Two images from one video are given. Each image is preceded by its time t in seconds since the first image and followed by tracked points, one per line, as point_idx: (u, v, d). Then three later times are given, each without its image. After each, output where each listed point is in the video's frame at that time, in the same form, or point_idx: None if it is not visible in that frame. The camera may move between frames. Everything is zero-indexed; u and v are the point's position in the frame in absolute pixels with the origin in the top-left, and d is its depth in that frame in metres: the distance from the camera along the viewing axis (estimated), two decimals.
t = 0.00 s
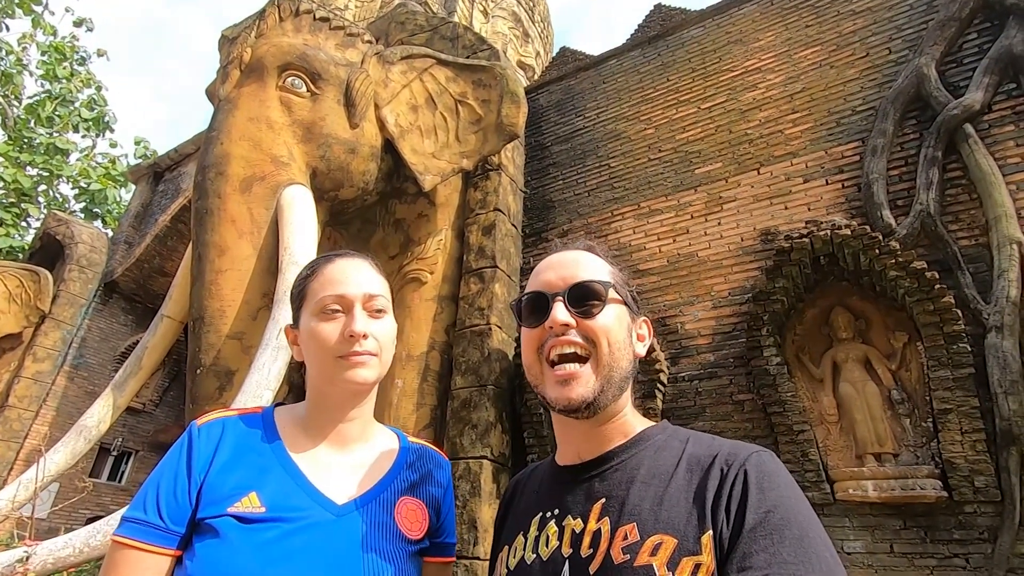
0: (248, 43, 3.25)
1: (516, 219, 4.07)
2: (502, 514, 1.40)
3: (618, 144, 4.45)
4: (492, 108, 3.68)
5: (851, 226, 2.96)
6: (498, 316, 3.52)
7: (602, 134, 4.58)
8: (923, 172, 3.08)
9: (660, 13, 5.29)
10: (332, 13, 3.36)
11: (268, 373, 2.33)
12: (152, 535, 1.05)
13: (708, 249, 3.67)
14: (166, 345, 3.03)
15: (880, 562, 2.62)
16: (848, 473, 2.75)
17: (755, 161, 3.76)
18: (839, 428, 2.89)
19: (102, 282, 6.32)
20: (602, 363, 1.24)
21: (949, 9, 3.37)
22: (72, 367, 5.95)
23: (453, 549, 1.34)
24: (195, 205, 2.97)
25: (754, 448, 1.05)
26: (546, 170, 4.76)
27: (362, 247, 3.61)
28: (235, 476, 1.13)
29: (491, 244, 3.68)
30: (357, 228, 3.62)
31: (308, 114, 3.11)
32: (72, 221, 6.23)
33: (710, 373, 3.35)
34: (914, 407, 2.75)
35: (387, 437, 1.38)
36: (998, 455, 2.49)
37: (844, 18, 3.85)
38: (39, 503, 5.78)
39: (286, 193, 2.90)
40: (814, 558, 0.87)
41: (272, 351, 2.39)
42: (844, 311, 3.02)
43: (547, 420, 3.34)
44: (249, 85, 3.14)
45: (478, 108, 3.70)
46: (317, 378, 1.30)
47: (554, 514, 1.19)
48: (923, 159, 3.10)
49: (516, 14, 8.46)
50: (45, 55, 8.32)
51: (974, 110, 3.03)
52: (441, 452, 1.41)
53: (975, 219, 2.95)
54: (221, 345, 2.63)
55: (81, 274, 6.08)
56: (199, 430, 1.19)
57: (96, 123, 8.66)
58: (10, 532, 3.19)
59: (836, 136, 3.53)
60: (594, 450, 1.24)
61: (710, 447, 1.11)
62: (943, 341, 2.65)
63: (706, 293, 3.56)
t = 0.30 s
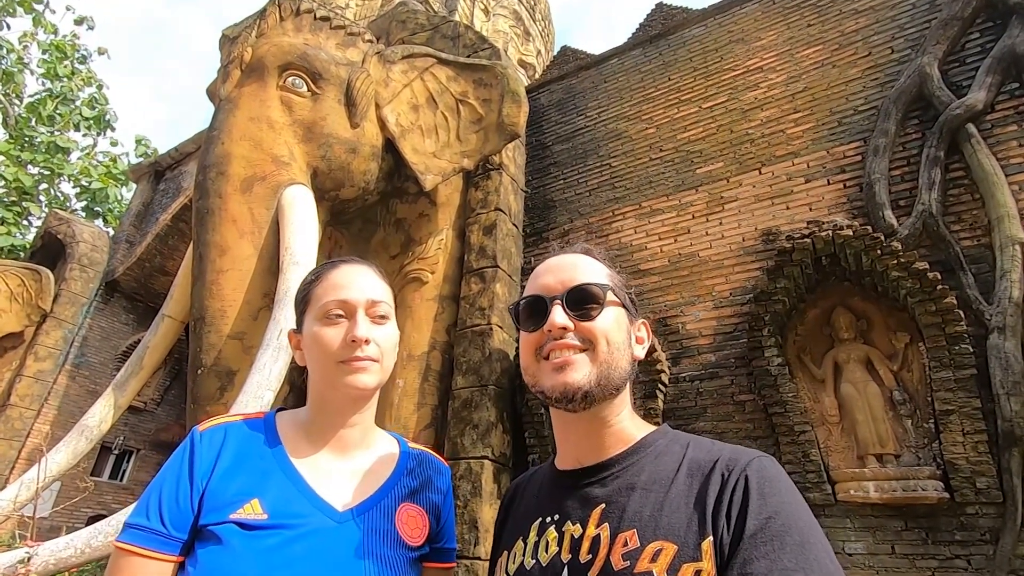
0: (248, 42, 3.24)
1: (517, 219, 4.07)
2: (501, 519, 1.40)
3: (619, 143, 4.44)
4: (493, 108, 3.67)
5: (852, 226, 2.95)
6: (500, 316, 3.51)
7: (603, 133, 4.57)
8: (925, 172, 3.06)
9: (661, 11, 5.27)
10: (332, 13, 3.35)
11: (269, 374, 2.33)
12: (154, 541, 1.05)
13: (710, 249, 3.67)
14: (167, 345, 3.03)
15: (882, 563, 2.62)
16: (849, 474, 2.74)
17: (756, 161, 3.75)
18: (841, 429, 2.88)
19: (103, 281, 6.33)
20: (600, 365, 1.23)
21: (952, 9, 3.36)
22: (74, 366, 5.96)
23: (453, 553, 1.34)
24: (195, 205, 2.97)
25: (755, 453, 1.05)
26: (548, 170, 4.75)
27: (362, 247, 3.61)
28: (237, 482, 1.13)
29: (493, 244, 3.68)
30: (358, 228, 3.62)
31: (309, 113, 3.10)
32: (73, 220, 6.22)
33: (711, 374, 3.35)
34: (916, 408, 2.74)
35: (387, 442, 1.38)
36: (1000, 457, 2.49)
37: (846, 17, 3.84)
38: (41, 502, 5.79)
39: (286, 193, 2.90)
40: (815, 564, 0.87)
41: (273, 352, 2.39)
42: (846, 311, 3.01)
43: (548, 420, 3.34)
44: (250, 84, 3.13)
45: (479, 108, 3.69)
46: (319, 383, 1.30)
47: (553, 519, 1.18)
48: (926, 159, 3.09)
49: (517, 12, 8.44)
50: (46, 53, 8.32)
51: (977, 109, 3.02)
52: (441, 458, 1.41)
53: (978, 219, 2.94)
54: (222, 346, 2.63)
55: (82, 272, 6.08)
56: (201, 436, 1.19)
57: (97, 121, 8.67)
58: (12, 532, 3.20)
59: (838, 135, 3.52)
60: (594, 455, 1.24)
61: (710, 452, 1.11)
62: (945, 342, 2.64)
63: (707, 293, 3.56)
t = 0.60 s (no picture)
0: (249, 40, 3.24)
1: (517, 218, 4.07)
2: (502, 515, 1.41)
3: (619, 142, 4.44)
4: (493, 106, 3.67)
5: (852, 225, 2.96)
6: (500, 314, 3.52)
7: (603, 132, 4.58)
8: (924, 172, 3.07)
9: (661, 10, 5.27)
10: (333, 11, 3.35)
11: (270, 372, 2.34)
12: (161, 538, 1.05)
13: (709, 248, 3.67)
14: (167, 343, 3.04)
15: (880, 560, 2.63)
16: (848, 473, 2.76)
17: (756, 160, 3.76)
18: (840, 427, 2.89)
19: (103, 279, 6.32)
20: (603, 361, 1.24)
21: (952, 8, 3.36)
22: (74, 365, 5.97)
23: (454, 550, 1.35)
24: (196, 203, 2.97)
25: (757, 449, 1.06)
26: (548, 168, 4.75)
27: (363, 246, 3.61)
28: (243, 479, 1.13)
29: (493, 242, 3.68)
30: (358, 227, 3.62)
31: (310, 112, 3.10)
32: (73, 218, 6.21)
33: (711, 372, 3.36)
34: (915, 406, 2.75)
35: (389, 439, 1.39)
36: (998, 455, 2.50)
37: (846, 16, 3.84)
38: (42, 500, 5.81)
39: (287, 192, 2.90)
40: (817, 558, 0.88)
41: (274, 350, 2.40)
42: (846, 310, 3.02)
43: (548, 418, 3.34)
44: (251, 83, 3.13)
45: (480, 107, 3.69)
46: (320, 381, 1.30)
47: (556, 514, 1.19)
48: (925, 159, 3.10)
49: (517, 11, 8.43)
50: (45, 51, 8.31)
51: (976, 109, 3.03)
52: (441, 455, 1.42)
53: (976, 218, 2.95)
54: (223, 344, 2.64)
55: (82, 271, 6.07)
56: (207, 434, 1.20)
57: (96, 119, 8.67)
58: (13, 530, 3.21)
59: (838, 135, 3.53)
60: (596, 451, 1.24)
61: (713, 447, 1.11)
62: (944, 340, 2.65)
63: (707, 292, 3.56)
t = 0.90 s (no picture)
0: (247, 41, 3.23)
1: (516, 218, 4.07)
2: (507, 513, 1.41)
3: (618, 142, 4.45)
4: (492, 107, 3.67)
5: (850, 225, 2.96)
6: (498, 315, 3.52)
7: (602, 132, 4.58)
8: (921, 172, 3.08)
9: (659, 11, 5.28)
10: (331, 11, 3.35)
11: (269, 372, 2.33)
12: (162, 536, 1.05)
13: (708, 248, 3.68)
14: (166, 343, 3.03)
15: (877, 560, 2.64)
16: (846, 472, 2.76)
17: (754, 160, 3.77)
18: (838, 427, 2.90)
19: (100, 279, 6.31)
20: (605, 360, 1.24)
21: (949, 10, 3.37)
22: (71, 365, 5.96)
23: (457, 549, 1.35)
24: (194, 203, 2.96)
25: (763, 446, 1.06)
26: (546, 169, 4.76)
27: (361, 246, 3.61)
28: (243, 478, 1.13)
29: (492, 243, 3.68)
30: (357, 227, 3.61)
31: (308, 112, 3.10)
32: (69, 218, 6.17)
33: (709, 372, 3.37)
34: (912, 406, 2.76)
35: (390, 440, 1.39)
36: (995, 455, 2.51)
37: (843, 17, 3.86)
38: (38, 501, 5.79)
39: (285, 192, 2.90)
40: (823, 556, 0.88)
41: (273, 350, 2.39)
42: (843, 310, 3.03)
43: (546, 418, 3.34)
44: (249, 83, 3.13)
45: (478, 107, 3.69)
46: (318, 381, 1.30)
47: (560, 511, 1.20)
48: (922, 160, 3.11)
49: (515, 11, 8.43)
50: (42, 51, 8.29)
51: (973, 110, 3.04)
52: (443, 455, 1.42)
53: (973, 219, 2.96)
54: (221, 344, 2.63)
55: (79, 271, 6.05)
56: (208, 434, 1.20)
57: (93, 119, 8.65)
58: (10, 532, 3.20)
59: (835, 135, 3.54)
60: (601, 449, 1.25)
61: (718, 445, 1.12)
62: (941, 340, 2.66)
63: (705, 292, 3.57)
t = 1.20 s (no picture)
0: (243, 39, 3.22)
1: (512, 218, 4.07)
2: (507, 515, 1.41)
3: (614, 142, 4.45)
4: (488, 106, 3.67)
5: (845, 226, 2.97)
6: (494, 315, 3.52)
7: (598, 132, 4.59)
8: (916, 173, 3.10)
9: (655, 11, 5.28)
10: (327, 10, 3.34)
11: (264, 372, 2.32)
12: (153, 539, 1.05)
13: (704, 248, 3.69)
14: (160, 343, 3.01)
15: (872, 559, 2.65)
16: (841, 472, 2.77)
17: (750, 160, 3.78)
18: (833, 427, 2.91)
19: (94, 279, 6.28)
20: (600, 360, 1.24)
21: (944, 11, 3.39)
22: (65, 365, 5.93)
23: (457, 550, 1.34)
24: (189, 203, 2.95)
25: (762, 450, 1.06)
26: (542, 169, 4.76)
27: (357, 246, 3.59)
28: (235, 481, 1.13)
29: (488, 242, 3.68)
30: (352, 227, 3.60)
31: (304, 111, 3.09)
32: (63, 217, 6.11)
33: (705, 372, 3.38)
34: (906, 406, 2.78)
35: (386, 440, 1.38)
36: (989, 454, 2.52)
37: (838, 18, 3.87)
38: (32, 502, 5.76)
39: (281, 192, 2.89)
40: (822, 560, 0.88)
41: (268, 350, 2.39)
42: (838, 310, 3.04)
43: (542, 418, 3.34)
44: (245, 82, 3.11)
45: (474, 107, 3.69)
46: (310, 381, 1.30)
47: (559, 513, 1.20)
48: (916, 160, 3.12)
49: (511, 11, 8.43)
50: (35, 49, 8.24)
51: (967, 111, 3.05)
52: (441, 455, 1.41)
53: (967, 219, 2.98)
54: (216, 344, 2.62)
55: (73, 271, 6.02)
56: (201, 436, 1.19)
57: (87, 118, 8.62)
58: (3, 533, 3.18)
59: (831, 136, 3.55)
60: (601, 450, 1.25)
61: (718, 448, 1.12)
62: (935, 340, 2.67)
63: (701, 292, 3.58)
